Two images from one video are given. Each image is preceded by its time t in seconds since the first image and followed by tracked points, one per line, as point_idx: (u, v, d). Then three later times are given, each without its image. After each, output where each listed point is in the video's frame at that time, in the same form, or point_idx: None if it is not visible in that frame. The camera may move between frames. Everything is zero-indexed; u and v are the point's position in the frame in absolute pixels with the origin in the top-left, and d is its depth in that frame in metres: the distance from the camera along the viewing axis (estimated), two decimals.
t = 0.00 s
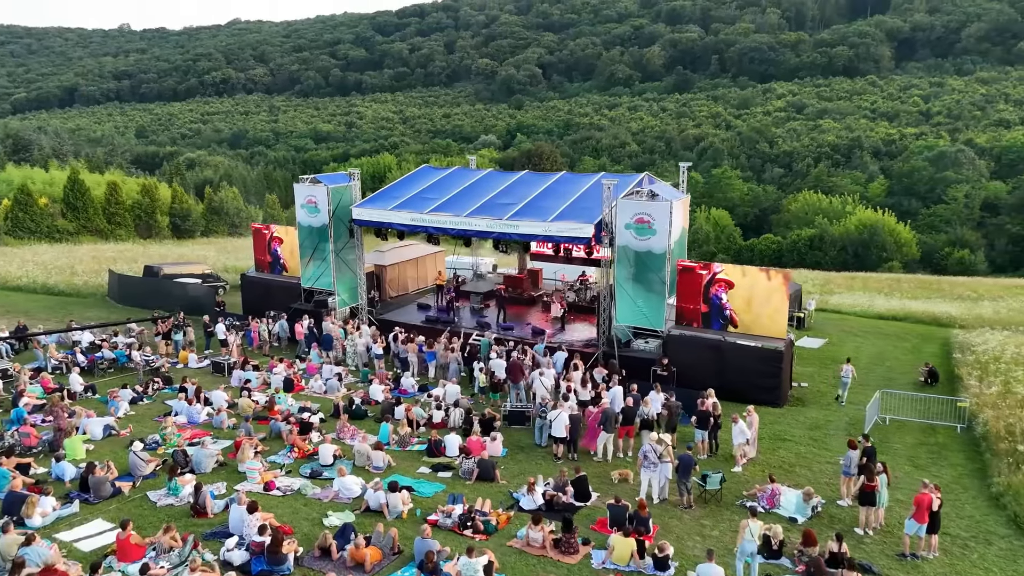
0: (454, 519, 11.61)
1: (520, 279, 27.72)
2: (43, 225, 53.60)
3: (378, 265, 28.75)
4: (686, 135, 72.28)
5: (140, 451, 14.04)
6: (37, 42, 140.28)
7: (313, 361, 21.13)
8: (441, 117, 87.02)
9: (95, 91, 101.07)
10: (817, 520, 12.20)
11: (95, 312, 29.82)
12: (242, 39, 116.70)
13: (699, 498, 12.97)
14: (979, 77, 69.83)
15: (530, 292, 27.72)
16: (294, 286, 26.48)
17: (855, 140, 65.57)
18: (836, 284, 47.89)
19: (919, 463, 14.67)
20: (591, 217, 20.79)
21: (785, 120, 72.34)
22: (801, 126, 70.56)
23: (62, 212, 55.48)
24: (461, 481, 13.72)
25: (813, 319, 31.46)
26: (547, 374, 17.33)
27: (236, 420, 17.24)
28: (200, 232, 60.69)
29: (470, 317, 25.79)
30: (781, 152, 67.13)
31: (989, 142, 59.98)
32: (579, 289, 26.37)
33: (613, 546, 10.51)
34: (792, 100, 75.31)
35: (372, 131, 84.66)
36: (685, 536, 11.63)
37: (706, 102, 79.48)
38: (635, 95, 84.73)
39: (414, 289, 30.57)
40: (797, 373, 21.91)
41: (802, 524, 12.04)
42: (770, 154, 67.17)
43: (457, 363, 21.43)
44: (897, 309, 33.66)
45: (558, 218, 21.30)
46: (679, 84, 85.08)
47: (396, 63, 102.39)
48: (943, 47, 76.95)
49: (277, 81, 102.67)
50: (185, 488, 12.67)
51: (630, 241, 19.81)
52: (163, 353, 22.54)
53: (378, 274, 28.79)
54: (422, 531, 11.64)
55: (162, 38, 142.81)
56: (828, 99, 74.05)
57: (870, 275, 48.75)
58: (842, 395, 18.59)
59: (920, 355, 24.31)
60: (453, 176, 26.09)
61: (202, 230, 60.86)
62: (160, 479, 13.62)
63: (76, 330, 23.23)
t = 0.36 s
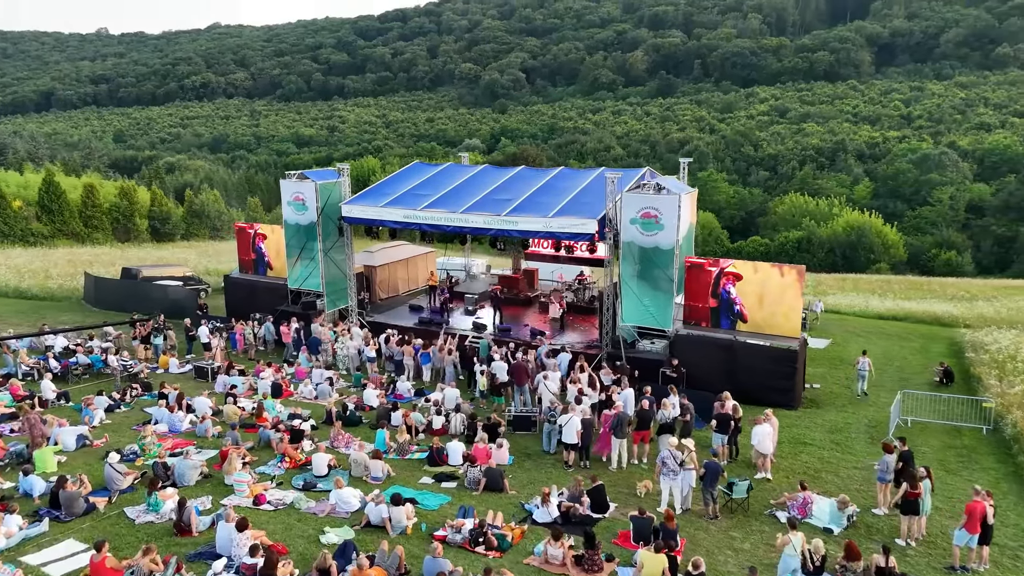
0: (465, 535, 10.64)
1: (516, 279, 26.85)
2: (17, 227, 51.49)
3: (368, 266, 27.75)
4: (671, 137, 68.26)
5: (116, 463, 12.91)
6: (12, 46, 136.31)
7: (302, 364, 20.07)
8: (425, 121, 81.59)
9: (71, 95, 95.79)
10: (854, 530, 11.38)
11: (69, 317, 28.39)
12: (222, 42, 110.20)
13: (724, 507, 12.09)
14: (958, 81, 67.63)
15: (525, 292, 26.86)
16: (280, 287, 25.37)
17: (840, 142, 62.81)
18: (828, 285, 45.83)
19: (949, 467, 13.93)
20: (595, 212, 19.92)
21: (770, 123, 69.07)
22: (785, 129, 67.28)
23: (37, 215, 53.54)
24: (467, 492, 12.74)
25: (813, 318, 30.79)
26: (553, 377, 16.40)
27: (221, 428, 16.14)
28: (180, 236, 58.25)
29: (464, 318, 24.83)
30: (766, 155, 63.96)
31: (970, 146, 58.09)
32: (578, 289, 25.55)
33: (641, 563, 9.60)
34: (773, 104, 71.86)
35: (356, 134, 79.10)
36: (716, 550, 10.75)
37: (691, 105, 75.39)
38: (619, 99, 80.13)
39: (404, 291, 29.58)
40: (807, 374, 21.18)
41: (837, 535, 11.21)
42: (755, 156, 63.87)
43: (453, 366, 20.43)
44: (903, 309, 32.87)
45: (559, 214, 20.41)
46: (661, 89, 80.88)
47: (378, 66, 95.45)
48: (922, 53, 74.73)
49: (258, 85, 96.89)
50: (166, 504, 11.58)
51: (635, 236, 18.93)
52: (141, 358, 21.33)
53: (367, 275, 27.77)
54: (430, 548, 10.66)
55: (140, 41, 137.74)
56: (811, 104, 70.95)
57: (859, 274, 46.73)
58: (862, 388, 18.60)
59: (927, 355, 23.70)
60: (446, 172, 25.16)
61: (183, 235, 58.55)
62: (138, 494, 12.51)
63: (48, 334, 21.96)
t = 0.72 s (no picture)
0: (475, 557, 9.75)
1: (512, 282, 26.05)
2: None
3: (358, 269, 26.80)
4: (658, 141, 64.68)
5: (92, 480, 11.91)
6: None
7: (291, 372, 19.06)
8: (409, 125, 78.74)
9: (52, 99, 93.69)
10: (892, 547, 10.63)
11: (46, 323, 27.18)
12: (207, 46, 106.69)
13: (752, 522, 11.27)
14: (939, 85, 65.40)
15: (521, 295, 26.04)
16: (267, 290, 24.35)
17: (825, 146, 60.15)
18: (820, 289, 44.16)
19: (980, 476, 13.24)
20: (598, 211, 19.16)
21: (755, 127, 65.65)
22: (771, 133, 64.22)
23: (12, 219, 51.63)
24: (474, 509, 11.86)
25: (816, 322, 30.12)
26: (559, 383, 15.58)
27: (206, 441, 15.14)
28: (162, 239, 57.27)
29: (459, 322, 23.95)
30: (753, 158, 60.99)
31: (953, 149, 55.46)
32: (577, 292, 24.78)
33: None
34: (759, 109, 68.48)
35: (340, 139, 76.81)
36: (748, 571, 9.94)
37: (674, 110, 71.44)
38: (604, 104, 76.31)
39: (395, 295, 28.67)
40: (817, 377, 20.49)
41: (877, 554, 10.40)
42: (742, 160, 61.08)
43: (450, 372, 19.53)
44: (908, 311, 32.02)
45: (560, 213, 19.63)
46: (646, 94, 76.86)
47: (363, 71, 92.48)
48: (904, 59, 72.15)
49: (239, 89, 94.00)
50: (146, 525, 10.60)
51: (640, 235, 18.10)
52: (121, 365, 20.25)
53: (358, 278, 26.83)
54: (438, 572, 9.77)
55: (121, 45, 134.64)
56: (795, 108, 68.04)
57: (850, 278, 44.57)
58: (876, 385, 18.76)
59: (937, 358, 23.11)
60: (438, 172, 24.27)
61: (165, 238, 57.29)
62: (116, 513, 11.52)
63: (21, 341, 20.81)
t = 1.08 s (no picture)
0: None
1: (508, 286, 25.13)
2: None
3: (346, 272, 25.77)
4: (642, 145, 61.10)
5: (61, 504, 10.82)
6: None
7: (279, 381, 17.94)
8: (393, 130, 75.09)
9: (26, 104, 88.12)
10: (942, 566, 9.81)
11: (17, 331, 25.80)
12: (187, 50, 101.79)
13: (786, 541, 10.41)
14: (918, 89, 62.43)
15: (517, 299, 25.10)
16: (251, 295, 23.16)
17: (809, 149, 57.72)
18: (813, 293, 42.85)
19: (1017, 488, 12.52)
20: (603, 209, 18.29)
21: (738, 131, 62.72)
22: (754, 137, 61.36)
23: None
24: (483, 530, 10.88)
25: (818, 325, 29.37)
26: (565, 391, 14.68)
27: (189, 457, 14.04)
28: (140, 244, 54.29)
29: (453, 327, 22.96)
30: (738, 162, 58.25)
31: (935, 152, 53.02)
32: (575, 295, 23.91)
33: None
34: (742, 114, 65.15)
35: (322, 144, 73.37)
36: None
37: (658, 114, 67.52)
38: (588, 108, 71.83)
39: (385, 299, 27.69)
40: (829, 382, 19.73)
41: None
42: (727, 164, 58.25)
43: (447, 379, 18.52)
44: (907, 314, 31.26)
45: (562, 211, 18.73)
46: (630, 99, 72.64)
47: (344, 76, 88.27)
48: (883, 64, 68.63)
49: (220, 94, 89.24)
50: (121, 554, 9.53)
51: (649, 234, 17.20)
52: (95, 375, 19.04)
53: (347, 281, 25.80)
54: None
55: (98, 50, 130.56)
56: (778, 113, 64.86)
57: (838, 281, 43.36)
58: (891, 382, 18.67)
59: (949, 361, 22.41)
60: (428, 171, 23.27)
61: (143, 243, 54.47)
62: (88, 540, 10.42)
63: None
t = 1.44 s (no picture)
0: None
1: (505, 287, 24.28)
2: None
3: (336, 274, 24.87)
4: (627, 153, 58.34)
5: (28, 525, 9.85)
6: None
7: (267, 388, 16.94)
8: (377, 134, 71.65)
9: None
10: None
11: None
12: (167, 54, 97.20)
13: (825, 560, 9.66)
14: (900, 94, 60.34)
15: (514, 301, 24.24)
16: (236, 298, 22.12)
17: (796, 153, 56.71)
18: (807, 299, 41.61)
19: None
20: (607, 205, 17.52)
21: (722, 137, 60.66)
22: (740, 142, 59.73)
23: None
24: (494, 550, 10.02)
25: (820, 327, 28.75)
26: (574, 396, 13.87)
27: (170, 470, 13.06)
28: (120, 248, 52.80)
29: (449, 330, 22.04)
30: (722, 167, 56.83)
31: (919, 155, 52.47)
32: (574, 297, 23.15)
33: None
34: (726, 117, 63.22)
35: (305, 147, 69.40)
36: None
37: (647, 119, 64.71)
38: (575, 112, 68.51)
39: (375, 302, 26.75)
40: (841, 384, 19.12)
41: None
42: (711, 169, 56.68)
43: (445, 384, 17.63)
44: (905, 315, 30.55)
45: (564, 208, 17.92)
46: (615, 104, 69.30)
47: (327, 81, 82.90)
48: (865, 69, 65.74)
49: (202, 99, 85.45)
50: None
51: (658, 231, 16.38)
52: (70, 382, 17.97)
53: (336, 283, 24.84)
54: None
55: (77, 53, 126.61)
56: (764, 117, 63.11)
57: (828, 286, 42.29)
58: (903, 380, 18.50)
59: (958, 363, 21.91)
60: (422, 168, 22.36)
61: (122, 246, 52.91)
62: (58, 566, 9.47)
63: None
